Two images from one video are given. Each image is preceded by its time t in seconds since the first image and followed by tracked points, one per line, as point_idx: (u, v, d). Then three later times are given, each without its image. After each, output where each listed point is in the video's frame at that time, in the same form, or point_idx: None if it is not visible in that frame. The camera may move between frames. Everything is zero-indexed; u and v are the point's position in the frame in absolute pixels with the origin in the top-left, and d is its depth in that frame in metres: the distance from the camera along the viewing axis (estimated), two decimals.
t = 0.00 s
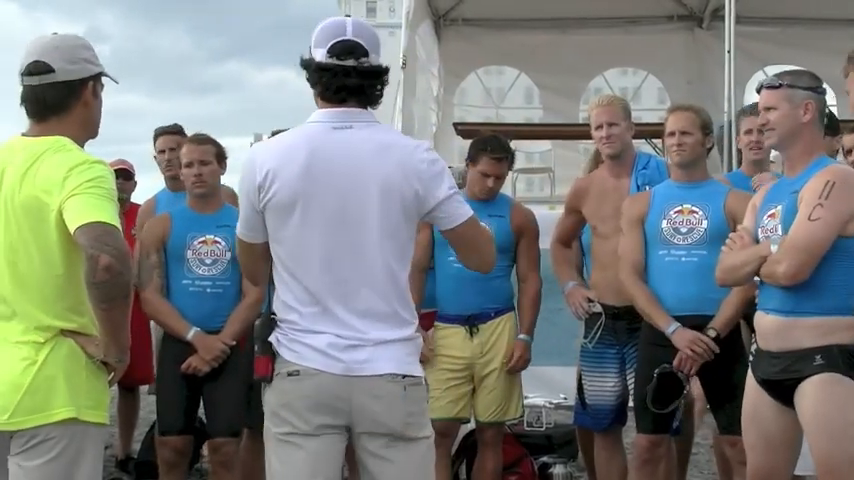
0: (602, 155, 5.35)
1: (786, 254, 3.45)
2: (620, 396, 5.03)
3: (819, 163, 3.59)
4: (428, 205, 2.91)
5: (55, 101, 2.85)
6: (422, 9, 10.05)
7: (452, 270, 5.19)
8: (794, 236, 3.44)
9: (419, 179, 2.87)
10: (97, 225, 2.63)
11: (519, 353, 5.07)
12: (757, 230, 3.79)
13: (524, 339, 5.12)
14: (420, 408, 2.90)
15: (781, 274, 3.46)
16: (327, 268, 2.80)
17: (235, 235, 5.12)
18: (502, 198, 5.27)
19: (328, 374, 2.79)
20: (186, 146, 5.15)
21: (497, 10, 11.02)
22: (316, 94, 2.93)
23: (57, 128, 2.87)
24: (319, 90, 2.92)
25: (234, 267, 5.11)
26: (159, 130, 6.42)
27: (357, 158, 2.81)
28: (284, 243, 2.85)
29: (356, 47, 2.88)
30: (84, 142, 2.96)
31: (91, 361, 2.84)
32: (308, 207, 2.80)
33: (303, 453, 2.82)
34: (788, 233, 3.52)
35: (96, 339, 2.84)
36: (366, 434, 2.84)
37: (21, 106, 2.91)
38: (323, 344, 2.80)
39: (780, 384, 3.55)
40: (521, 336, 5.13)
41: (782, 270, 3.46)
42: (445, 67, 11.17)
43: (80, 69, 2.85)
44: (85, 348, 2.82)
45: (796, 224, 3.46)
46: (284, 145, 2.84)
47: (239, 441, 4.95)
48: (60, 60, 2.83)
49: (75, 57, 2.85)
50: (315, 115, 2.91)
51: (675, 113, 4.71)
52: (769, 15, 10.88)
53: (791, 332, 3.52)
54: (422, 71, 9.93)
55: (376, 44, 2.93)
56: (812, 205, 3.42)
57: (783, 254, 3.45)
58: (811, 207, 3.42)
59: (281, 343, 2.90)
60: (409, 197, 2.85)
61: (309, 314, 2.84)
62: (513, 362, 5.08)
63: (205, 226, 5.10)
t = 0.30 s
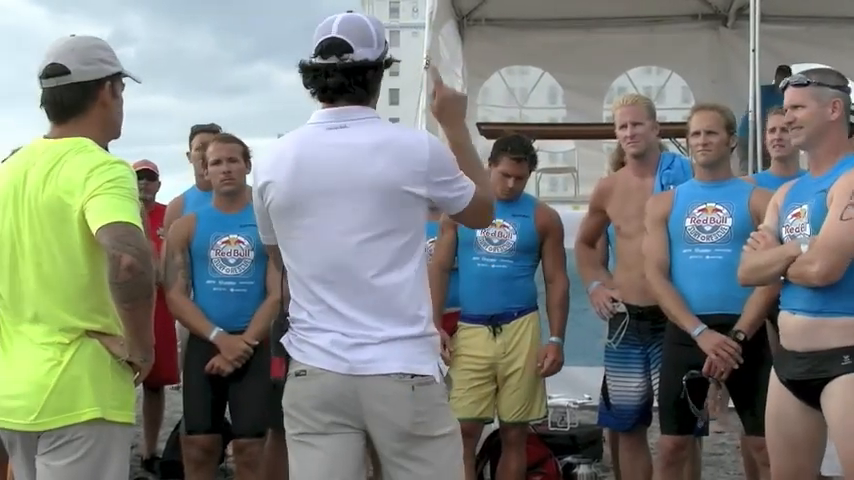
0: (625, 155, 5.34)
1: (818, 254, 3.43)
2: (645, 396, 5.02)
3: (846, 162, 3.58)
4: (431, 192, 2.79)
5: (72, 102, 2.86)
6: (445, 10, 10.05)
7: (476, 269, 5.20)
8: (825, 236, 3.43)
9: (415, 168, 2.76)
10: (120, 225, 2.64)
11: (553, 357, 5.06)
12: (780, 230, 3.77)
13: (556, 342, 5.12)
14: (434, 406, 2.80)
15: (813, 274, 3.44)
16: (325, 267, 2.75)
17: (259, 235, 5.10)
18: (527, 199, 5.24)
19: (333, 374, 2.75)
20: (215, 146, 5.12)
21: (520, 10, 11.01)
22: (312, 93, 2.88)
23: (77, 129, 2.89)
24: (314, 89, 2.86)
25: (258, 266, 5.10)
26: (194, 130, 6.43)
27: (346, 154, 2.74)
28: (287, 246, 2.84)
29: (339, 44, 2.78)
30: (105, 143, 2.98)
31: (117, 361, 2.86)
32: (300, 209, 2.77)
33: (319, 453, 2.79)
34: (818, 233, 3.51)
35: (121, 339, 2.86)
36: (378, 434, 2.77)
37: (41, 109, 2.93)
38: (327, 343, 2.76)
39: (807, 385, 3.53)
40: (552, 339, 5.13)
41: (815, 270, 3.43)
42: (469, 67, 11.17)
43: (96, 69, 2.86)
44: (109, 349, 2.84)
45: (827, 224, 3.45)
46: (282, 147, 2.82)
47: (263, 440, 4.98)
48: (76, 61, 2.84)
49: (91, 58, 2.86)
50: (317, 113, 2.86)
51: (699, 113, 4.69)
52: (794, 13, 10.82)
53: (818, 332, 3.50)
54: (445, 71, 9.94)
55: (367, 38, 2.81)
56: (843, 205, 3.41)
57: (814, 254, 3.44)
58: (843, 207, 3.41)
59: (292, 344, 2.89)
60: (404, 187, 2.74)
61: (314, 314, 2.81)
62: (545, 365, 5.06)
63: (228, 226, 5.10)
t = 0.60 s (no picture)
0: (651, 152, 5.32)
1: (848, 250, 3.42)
2: (671, 392, 5.01)
3: None
4: (472, 185, 2.79)
5: (94, 100, 2.87)
6: (469, 7, 10.05)
7: (499, 265, 5.20)
8: None
9: (457, 161, 2.76)
10: (141, 221, 2.65)
11: (579, 354, 5.08)
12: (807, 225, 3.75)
13: (582, 339, 5.14)
14: (467, 401, 2.75)
15: (843, 270, 3.42)
16: (365, 262, 2.77)
17: (283, 233, 5.12)
18: (553, 195, 5.26)
19: (366, 369, 2.75)
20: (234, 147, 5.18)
21: (545, 6, 10.99)
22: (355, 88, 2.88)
23: (100, 127, 2.90)
24: (355, 84, 2.87)
25: (282, 264, 5.13)
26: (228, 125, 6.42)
27: (389, 149, 2.75)
28: (329, 241, 2.86)
29: (376, 38, 2.76)
30: (130, 140, 2.98)
31: (142, 358, 2.87)
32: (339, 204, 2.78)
33: (351, 447, 2.80)
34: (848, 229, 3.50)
35: (145, 335, 2.87)
36: (412, 429, 2.75)
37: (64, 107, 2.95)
38: (361, 338, 2.76)
39: (834, 381, 3.51)
40: (579, 337, 5.14)
41: (845, 266, 3.42)
42: (493, 63, 11.16)
43: (118, 68, 2.86)
44: (133, 345, 2.85)
45: None
46: (325, 144, 2.84)
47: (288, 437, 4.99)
48: (97, 59, 2.85)
49: (113, 56, 2.86)
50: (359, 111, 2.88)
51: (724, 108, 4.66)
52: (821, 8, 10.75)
53: (846, 328, 3.49)
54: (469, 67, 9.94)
55: (406, 31, 2.78)
56: None
57: (845, 250, 3.42)
58: None
59: (329, 340, 2.89)
60: (446, 181, 2.74)
61: (351, 309, 2.82)
62: (572, 363, 5.07)
63: (251, 224, 5.11)
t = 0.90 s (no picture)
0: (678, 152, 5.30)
1: None
2: (698, 394, 4.98)
3: None
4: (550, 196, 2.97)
5: (126, 102, 2.89)
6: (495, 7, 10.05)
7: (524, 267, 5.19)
8: None
9: (548, 174, 2.91)
10: (170, 223, 2.66)
11: (594, 359, 5.02)
12: (836, 224, 3.73)
13: (600, 343, 5.08)
14: (535, 413, 2.86)
15: None
16: (468, 261, 2.80)
17: (310, 234, 5.15)
18: (582, 196, 5.24)
19: (443, 366, 2.78)
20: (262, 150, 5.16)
21: (571, 7, 10.98)
22: (460, 87, 2.89)
23: (131, 129, 2.91)
24: (460, 82, 2.88)
25: (309, 265, 5.15)
26: (259, 126, 6.45)
27: (501, 153, 2.82)
28: (421, 237, 2.81)
29: (498, 38, 2.86)
30: (160, 142, 3.00)
31: (171, 360, 2.87)
32: (450, 202, 2.77)
33: (404, 448, 2.81)
34: None
35: (174, 337, 2.87)
36: (482, 433, 2.84)
37: (97, 109, 2.96)
38: (444, 333, 2.79)
39: None
40: (597, 340, 5.10)
41: None
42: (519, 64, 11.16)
43: (150, 71, 2.88)
44: (163, 347, 2.86)
45: None
46: (426, 139, 2.79)
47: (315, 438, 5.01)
48: (130, 63, 2.86)
49: (144, 59, 2.88)
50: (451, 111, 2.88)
51: (754, 108, 4.64)
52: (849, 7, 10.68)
53: None
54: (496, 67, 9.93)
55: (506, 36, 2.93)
56: None
57: None
58: None
59: (401, 332, 2.89)
60: (543, 192, 2.89)
61: (440, 306, 2.81)
62: (588, 365, 5.02)
63: (278, 226, 5.13)
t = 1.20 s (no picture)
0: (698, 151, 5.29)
1: None
2: (716, 395, 4.97)
3: None
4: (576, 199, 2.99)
5: (150, 104, 2.90)
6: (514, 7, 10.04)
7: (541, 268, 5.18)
8: None
9: (578, 177, 2.94)
10: (198, 225, 2.66)
11: (610, 358, 5.01)
12: None
13: (617, 343, 5.06)
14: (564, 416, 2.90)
15: None
16: (507, 262, 2.80)
17: (328, 235, 5.16)
18: (602, 197, 5.23)
19: (484, 369, 2.78)
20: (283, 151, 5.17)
21: (589, 7, 10.96)
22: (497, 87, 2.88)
23: (153, 131, 2.92)
24: (497, 84, 2.88)
25: (327, 265, 5.16)
26: (278, 126, 6.46)
27: (537, 155, 2.83)
28: (457, 237, 2.80)
29: (537, 40, 2.87)
30: (181, 144, 3.01)
31: (194, 361, 2.88)
32: (490, 203, 2.77)
33: (436, 451, 2.80)
34: None
35: (198, 338, 2.88)
36: (513, 437, 2.85)
37: (120, 110, 2.97)
38: (481, 336, 2.79)
39: None
40: (613, 340, 5.06)
41: None
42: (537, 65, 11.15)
43: (173, 72, 2.89)
44: (186, 348, 2.86)
45: None
46: (465, 137, 2.78)
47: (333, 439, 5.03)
48: (154, 64, 2.87)
49: (167, 61, 2.89)
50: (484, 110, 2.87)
51: (775, 108, 4.62)
52: None
53: None
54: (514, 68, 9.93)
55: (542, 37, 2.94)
56: None
57: None
58: None
59: (434, 334, 2.88)
60: (574, 195, 2.91)
61: (475, 308, 2.81)
62: (605, 364, 5.00)
63: (296, 226, 5.14)
